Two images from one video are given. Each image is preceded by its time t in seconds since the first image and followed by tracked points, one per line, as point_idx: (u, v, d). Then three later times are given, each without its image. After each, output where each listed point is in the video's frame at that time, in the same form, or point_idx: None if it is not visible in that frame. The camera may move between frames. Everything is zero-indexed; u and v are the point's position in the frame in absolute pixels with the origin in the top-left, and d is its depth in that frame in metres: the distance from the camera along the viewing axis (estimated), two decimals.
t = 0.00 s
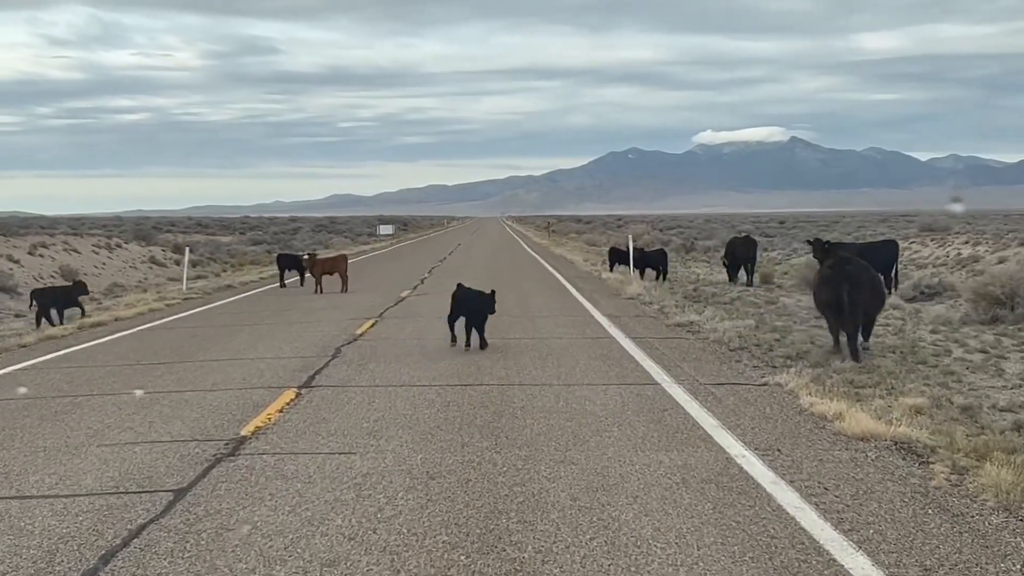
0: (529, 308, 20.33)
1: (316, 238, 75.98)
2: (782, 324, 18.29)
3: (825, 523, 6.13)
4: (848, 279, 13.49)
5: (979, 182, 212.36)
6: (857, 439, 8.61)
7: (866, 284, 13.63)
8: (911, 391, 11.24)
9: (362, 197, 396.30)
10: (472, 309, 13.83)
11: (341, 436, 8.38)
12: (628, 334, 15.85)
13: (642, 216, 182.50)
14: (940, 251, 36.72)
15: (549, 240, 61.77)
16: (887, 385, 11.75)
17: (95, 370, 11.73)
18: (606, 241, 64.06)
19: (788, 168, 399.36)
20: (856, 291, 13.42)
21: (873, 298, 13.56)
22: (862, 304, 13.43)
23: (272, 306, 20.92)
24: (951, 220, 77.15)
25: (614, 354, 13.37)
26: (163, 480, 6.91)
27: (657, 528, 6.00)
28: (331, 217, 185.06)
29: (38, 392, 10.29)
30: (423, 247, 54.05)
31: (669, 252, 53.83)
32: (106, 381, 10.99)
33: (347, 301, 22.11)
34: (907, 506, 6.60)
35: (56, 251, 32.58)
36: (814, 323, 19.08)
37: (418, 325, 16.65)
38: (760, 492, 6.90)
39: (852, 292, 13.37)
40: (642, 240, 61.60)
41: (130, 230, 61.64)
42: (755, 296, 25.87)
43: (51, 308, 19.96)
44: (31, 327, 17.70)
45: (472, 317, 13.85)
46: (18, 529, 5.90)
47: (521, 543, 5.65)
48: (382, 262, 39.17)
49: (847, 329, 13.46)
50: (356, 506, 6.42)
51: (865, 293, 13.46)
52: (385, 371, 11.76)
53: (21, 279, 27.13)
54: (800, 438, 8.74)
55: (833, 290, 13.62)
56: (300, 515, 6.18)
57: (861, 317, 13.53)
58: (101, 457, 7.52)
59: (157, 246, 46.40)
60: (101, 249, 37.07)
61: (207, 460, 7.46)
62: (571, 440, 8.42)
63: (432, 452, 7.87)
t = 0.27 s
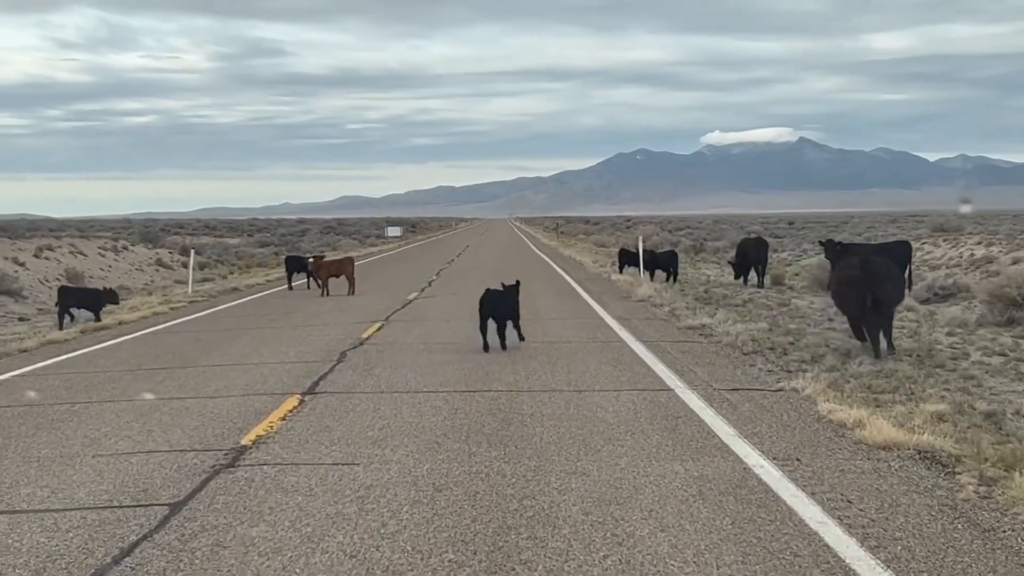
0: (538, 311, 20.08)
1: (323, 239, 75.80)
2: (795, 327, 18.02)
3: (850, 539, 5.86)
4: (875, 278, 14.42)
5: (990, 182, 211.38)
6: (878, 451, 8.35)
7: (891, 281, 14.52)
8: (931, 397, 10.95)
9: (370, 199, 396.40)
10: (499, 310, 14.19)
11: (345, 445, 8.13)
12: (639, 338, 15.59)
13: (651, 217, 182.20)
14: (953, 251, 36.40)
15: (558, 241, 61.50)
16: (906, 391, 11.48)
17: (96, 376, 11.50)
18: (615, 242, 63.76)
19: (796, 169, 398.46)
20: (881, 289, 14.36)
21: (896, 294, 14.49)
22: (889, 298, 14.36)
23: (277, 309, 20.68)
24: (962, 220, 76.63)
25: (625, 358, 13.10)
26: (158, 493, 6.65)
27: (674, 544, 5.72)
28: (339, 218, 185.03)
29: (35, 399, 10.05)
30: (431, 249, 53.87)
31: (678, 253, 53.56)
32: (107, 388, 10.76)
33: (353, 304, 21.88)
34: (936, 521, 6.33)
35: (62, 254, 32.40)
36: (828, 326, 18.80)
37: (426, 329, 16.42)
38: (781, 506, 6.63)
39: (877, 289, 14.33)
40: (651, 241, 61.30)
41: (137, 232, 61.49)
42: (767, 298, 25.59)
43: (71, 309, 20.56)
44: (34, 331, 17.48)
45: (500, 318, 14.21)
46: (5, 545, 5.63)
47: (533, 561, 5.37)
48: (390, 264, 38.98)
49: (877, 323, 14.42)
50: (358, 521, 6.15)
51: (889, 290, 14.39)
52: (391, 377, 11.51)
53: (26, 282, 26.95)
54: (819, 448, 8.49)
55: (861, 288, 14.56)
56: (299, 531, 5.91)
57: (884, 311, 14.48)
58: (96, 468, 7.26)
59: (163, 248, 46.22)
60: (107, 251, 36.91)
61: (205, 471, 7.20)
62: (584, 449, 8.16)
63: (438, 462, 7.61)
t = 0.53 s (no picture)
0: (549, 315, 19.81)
1: (333, 242, 75.64)
2: (810, 331, 17.72)
3: (878, 556, 5.59)
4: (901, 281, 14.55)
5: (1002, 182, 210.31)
6: (900, 461, 8.08)
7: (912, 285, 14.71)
8: (953, 403, 10.65)
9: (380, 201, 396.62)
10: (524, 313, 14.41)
11: (351, 455, 7.89)
12: (652, 342, 15.33)
13: (662, 218, 181.71)
14: (967, 253, 36.03)
15: (568, 243, 61.22)
16: (927, 397, 11.20)
17: (98, 383, 11.28)
18: (625, 244, 63.42)
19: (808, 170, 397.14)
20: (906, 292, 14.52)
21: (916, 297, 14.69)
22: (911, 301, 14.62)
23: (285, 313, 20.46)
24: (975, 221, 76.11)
25: (638, 363, 12.81)
26: (156, 506, 6.41)
27: (693, 561, 5.46)
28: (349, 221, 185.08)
29: (35, 407, 9.83)
30: (441, 251, 53.71)
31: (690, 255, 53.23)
32: (109, 395, 10.53)
33: (362, 308, 21.65)
34: (966, 535, 6.06)
35: (70, 257, 32.27)
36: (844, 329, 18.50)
37: (436, 333, 16.19)
38: (802, 520, 6.37)
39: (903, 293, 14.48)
40: (661, 242, 60.99)
41: (147, 235, 61.42)
42: (781, 301, 25.28)
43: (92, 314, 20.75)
44: (40, 336, 17.29)
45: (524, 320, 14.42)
46: None
47: None
48: (399, 267, 38.75)
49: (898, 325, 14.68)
50: (362, 536, 5.90)
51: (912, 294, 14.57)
52: (399, 383, 11.26)
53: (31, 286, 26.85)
54: (839, 458, 8.23)
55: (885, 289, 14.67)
56: (301, 547, 5.66)
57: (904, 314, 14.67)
58: (92, 480, 7.01)
59: (172, 251, 46.09)
60: (115, 254, 36.78)
61: (206, 482, 6.97)
62: (597, 459, 7.91)
63: (447, 473, 7.37)
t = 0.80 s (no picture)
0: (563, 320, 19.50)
1: (347, 245, 75.54)
2: (831, 336, 17.36)
3: None
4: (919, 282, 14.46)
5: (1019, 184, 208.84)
6: (930, 473, 7.75)
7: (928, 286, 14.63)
8: (983, 412, 10.28)
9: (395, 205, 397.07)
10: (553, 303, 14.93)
11: (359, 468, 7.61)
12: (670, 347, 15.00)
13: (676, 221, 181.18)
14: (987, 255, 35.57)
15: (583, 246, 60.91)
16: (955, 405, 10.86)
17: (103, 391, 11.03)
18: (640, 247, 63.04)
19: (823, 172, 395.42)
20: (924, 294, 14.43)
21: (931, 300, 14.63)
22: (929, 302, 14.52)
23: (297, 318, 20.22)
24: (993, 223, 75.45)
25: (655, 369, 12.49)
26: (155, 524, 6.14)
27: None
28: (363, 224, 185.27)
29: (38, 416, 9.60)
30: (455, 255, 53.54)
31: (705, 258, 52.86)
32: (114, 404, 10.28)
33: (374, 312, 21.39)
34: (1006, 556, 5.74)
35: (83, 262, 32.14)
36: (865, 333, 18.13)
37: (448, 339, 15.90)
38: (832, 539, 6.05)
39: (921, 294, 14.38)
40: (676, 245, 60.64)
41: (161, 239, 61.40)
42: (799, 304, 24.91)
43: (115, 314, 20.71)
44: (48, 342, 17.09)
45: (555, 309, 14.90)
46: None
47: None
48: (412, 271, 38.52)
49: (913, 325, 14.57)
50: (369, 556, 5.61)
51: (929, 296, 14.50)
52: (411, 391, 10.97)
53: (42, 291, 26.72)
54: (866, 471, 7.90)
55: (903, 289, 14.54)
56: (304, 569, 5.38)
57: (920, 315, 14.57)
58: (90, 495, 6.75)
59: (186, 255, 46.00)
60: (128, 259, 36.68)
61: (208, 498, 6.69)
62: (615, 472, 7.60)
63: (459, 487, 7.08)
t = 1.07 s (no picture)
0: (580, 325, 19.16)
1: (363, 250, 75.42)
2: (854, 341, 16.96)
3: None
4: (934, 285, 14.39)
5: None
6: (967, 489, 7.39)
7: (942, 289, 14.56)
8: (1016, 421, 9.90)
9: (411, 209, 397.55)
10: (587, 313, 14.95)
11: (368, 482, 7.30)
12: (689, 354, 14.65)
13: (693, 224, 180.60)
14: (1010, 258, 35.04)
15: (599, 250, 60.56)
16: (986, 414, 10.47)
17: (108, 400, 10.79)
18: (657, 251, 62.64)
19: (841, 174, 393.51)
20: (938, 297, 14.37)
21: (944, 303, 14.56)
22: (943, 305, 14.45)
23: (310, 324, 19.98)
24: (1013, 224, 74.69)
25: (674, 377, 12.16)
26: (152, 544, 5.86)
27: None
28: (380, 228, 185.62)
29: (42, 426, 9.36)
30: (471, 259, 53.30)
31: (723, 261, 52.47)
32: (119, 414, 10.01)
33: (388, 318, 21.13)
34: None
35: (96, 267, 32.05)
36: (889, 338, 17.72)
37: (463, 345, 15.60)
38: (867, 560, 5.72)
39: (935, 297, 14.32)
40: (694, 248, 60.22)
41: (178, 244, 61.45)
42: (820, 309, 24.51)
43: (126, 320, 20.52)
44: (58, 349, 16.90)
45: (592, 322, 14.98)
46: None
47: None
48: (428, 276, 38.28)
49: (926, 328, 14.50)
50: None
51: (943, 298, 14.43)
52: (423, 399, 10.68)
53: (55, 297, 26.60)
54: (898, 486, 7.54)
55: (917, 292, 14.47)
56: None
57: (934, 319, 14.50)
58: (88, 512, 6.48)
59: (201, 260, 45.95)
60: (142, 263, 36.59)
61: (209, 515, 6.41)
62: (634, 486, 7.28)
63: (471, 503, 6.78)
